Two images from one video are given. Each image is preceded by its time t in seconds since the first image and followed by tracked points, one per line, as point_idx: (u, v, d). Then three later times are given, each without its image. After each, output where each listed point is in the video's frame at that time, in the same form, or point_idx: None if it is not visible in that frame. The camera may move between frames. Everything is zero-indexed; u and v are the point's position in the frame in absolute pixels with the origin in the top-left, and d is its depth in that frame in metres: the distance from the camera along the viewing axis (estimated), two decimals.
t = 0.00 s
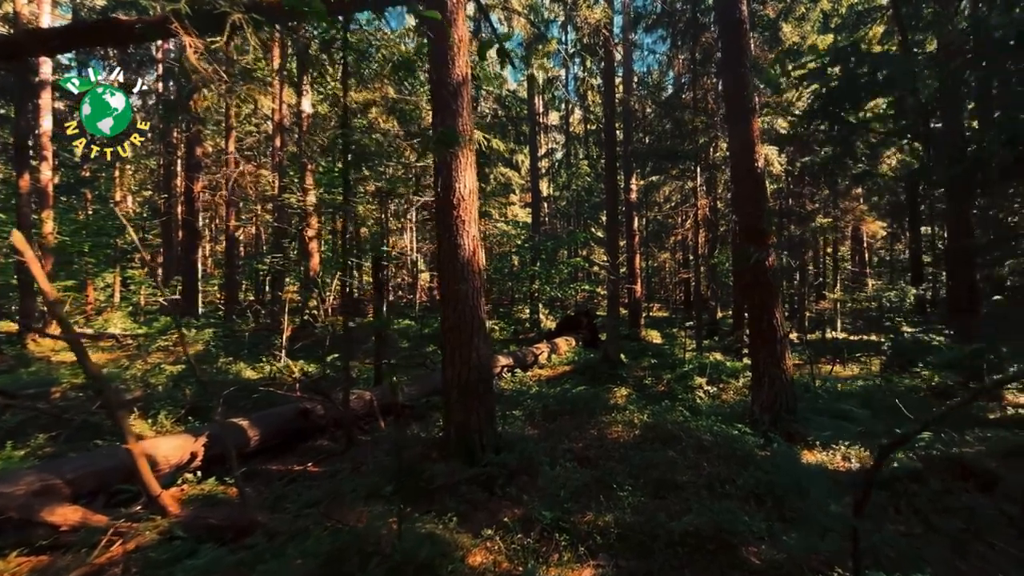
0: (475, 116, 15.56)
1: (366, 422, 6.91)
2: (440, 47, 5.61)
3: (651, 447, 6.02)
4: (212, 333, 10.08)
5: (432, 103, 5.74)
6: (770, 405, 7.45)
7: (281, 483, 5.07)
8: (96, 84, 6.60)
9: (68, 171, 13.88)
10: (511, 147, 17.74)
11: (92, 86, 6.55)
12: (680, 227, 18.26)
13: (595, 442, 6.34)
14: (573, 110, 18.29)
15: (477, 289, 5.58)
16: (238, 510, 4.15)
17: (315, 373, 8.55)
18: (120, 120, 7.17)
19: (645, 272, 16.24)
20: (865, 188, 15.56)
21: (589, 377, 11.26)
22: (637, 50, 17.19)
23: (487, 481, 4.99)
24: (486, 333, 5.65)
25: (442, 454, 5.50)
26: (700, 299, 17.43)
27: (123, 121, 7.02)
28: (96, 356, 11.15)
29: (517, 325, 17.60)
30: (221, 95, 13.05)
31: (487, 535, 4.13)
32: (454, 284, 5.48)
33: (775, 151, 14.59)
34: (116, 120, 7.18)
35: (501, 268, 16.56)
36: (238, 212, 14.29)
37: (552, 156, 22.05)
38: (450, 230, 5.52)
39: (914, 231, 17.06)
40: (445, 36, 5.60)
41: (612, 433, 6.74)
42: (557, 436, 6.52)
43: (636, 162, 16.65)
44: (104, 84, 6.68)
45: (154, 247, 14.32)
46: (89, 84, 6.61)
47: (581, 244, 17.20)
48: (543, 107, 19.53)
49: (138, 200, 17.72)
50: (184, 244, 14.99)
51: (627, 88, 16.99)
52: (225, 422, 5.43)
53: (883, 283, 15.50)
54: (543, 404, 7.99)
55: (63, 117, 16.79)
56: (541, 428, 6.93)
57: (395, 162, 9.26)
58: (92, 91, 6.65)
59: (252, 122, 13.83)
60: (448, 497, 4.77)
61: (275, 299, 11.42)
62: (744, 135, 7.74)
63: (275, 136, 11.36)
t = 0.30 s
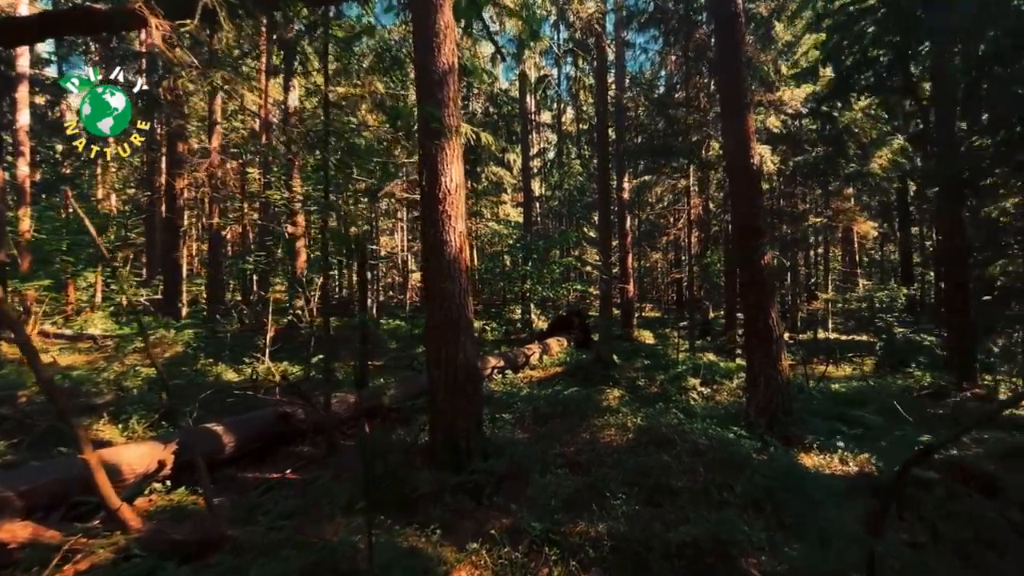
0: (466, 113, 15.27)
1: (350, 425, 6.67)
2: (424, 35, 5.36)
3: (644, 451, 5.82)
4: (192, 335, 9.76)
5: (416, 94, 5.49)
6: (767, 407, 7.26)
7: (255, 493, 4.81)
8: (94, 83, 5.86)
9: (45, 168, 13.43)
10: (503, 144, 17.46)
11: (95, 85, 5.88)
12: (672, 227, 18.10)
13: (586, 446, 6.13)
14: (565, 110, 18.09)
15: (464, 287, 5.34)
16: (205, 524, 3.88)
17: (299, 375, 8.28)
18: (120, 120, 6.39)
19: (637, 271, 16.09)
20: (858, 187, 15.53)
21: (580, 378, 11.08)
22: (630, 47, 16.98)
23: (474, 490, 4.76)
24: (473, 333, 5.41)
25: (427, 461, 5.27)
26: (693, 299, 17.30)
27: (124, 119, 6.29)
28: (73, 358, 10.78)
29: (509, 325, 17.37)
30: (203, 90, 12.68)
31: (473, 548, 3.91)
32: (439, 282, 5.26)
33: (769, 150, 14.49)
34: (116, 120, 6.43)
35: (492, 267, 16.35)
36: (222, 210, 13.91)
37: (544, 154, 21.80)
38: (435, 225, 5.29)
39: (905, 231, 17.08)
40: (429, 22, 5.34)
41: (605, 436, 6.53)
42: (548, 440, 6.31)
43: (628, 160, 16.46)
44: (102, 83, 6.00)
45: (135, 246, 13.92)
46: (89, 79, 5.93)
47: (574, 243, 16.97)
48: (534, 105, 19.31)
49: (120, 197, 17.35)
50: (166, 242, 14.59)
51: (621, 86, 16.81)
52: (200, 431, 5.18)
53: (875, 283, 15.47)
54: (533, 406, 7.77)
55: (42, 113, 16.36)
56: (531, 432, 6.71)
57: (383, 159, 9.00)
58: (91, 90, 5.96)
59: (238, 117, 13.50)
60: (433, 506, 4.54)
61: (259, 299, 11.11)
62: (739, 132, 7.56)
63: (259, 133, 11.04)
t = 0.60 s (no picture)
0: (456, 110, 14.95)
1: (333, 430, 6.42)
2: (409, 21, 5.10)
3: (638, 457, 5.61)
4: (169, 338, 9.41)
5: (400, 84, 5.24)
6: (763, 409, 7.07)
7: (227, 507, 4.54)
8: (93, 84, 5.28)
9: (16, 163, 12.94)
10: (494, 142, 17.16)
11: (92, 86, 5.26)
12: (665, 226, 17.96)
13: (578, 451, 5.91)
14: (557, 107, 17.82)
15: (450, 286, 5.10)
16: (171, 543, 3.62)
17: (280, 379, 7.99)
18: (120, 119, 6.01)
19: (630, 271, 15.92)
20: (850, 187, 15.49)
21: (572, 380, 10.86)
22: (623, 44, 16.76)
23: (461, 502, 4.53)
24: (460, 334, 5.17)
25: (412, 469, 5.02)
26: (685, 298, 17.18)
27: (127, 119, 5.85)
28: (47, 360, 10.39)
29: (500, 325, 17.15)
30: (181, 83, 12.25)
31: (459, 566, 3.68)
32: (424, 281, 5.01)
33: (763, 147, 14.37)
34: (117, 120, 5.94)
35: (482, 267, 16.07)
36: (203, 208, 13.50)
37: (535, 152, 21.55)
38: (420, 221, 5.04)
39: (895, 231, 17.11)
40: (415, 7, 5.09)
41: (597, 441, 6.32)
42: (539, 446, 6.09)
43: (621, 159, 16.28)
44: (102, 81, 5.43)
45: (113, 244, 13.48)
46: (87, 77, 5.38)
47: (566, 243, 16.77)
48: (525, 103, 19.06)
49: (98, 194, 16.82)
50: (146, 241, 14.15)
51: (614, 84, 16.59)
52: (170, 440, 5.00)
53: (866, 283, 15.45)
54: (524, 410, 7.54)
55: (16, 106, 15.79)
56: (521, 438, 6.48)
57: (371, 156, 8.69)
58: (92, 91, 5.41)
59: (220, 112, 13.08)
60: (416, 519, 4.30)
61: (241, 299, 10.77)
62: (736, 129, 7.37)
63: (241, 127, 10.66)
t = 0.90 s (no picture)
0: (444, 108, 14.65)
1: (312, 437, 6.16)
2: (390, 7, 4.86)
3: (629, 464, 5.42)
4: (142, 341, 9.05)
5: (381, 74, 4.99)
6: (756, 412, 6.92)
7: (194, 523, 4.27)
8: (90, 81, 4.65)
9: None
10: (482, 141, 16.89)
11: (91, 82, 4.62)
12: (654, 226, 17.84)
13: (567, 458, 5.71)
14: (546, 106, 17.59)
15: (432, 286, 4.87)
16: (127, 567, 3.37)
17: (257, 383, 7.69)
18: (120, 118, 5.45)
19: (619, 272, 15.76)
20: (838, 189, 15.45)
21: (560, 382, 10.66)
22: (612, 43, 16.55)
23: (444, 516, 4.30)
24: (443, 336, 4.94)
25: (393, 480, 4.77)
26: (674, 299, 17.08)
27: (128, 117, 5.30)
28: (15, 364, 9.97)
29: (489, 325, 16.91)
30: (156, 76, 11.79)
31: None
32: (405, 280, 4.77)
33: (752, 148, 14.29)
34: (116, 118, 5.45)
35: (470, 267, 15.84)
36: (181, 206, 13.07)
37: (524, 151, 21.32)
38: (401, 216, 4.80)
39: (880, 232, 17.24)
40: None
41: (586, 446, 6.13)
42: (527, 452, 5.87)
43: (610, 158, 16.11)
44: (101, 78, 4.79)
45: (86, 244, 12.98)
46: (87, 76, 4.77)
47: (555, 243, 16.58)
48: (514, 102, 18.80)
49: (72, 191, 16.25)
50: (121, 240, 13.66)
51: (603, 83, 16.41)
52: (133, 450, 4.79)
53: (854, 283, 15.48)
54: (511, 414, 7.32)
55: None
56: (508, 444, 6.25)
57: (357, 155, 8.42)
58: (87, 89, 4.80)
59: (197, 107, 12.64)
60: (397, 534, 4.07)
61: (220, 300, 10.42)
62: (727, 127, 7.24)
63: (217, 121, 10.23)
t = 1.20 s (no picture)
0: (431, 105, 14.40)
1: (289, 442, 5.93)
2: None
3: (619, 468, 5.27)
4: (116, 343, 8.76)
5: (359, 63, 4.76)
6: (746, 414, 6.80)
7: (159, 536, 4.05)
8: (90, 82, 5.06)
9: None
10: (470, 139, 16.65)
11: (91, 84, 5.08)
12: (643, 225, 17.75)
13: (554, 462, 5.53)
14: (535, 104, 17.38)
15: (412, 285, 4.66)
16: None
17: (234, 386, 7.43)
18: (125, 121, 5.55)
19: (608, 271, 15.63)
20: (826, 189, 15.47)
21: (549, 383, 10.47)
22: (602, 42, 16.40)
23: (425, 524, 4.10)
24: (424, 338, 4.73)
25: (372, 488, 4.56)
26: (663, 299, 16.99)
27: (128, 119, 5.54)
28: None
29: (477, 326, 16.70)
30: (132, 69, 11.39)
31: None
32: (384, 278, 4.56)
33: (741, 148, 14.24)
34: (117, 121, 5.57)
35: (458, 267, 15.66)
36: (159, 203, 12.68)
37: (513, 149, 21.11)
38: (380, 212, 4.59)
39: (867, 233, 17.34)
40: None
41: (575, 449, 5.96)
42: (514, 456, 5.68)
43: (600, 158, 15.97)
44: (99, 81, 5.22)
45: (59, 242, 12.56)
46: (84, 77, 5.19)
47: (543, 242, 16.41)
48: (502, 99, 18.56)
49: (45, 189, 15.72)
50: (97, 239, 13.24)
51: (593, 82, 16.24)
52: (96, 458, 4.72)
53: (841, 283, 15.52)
54: (498, 416, 7.13)
55: None
56: (494, 447, 6.05)
57: (341, 151, 8.17)
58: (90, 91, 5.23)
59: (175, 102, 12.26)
60: (375, 546, 3.87)
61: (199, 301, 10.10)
62: (717, 126, 7.10)
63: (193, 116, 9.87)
